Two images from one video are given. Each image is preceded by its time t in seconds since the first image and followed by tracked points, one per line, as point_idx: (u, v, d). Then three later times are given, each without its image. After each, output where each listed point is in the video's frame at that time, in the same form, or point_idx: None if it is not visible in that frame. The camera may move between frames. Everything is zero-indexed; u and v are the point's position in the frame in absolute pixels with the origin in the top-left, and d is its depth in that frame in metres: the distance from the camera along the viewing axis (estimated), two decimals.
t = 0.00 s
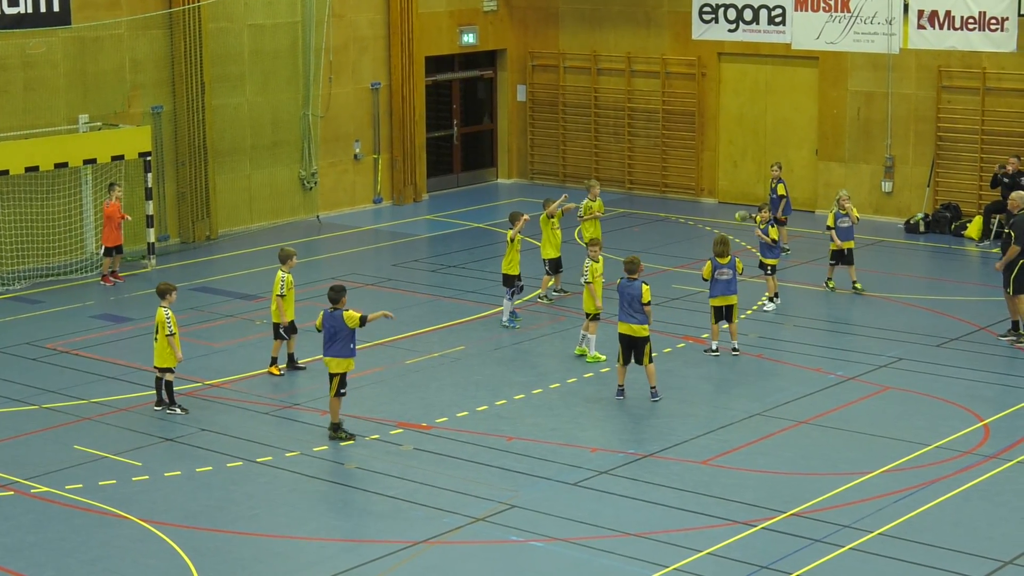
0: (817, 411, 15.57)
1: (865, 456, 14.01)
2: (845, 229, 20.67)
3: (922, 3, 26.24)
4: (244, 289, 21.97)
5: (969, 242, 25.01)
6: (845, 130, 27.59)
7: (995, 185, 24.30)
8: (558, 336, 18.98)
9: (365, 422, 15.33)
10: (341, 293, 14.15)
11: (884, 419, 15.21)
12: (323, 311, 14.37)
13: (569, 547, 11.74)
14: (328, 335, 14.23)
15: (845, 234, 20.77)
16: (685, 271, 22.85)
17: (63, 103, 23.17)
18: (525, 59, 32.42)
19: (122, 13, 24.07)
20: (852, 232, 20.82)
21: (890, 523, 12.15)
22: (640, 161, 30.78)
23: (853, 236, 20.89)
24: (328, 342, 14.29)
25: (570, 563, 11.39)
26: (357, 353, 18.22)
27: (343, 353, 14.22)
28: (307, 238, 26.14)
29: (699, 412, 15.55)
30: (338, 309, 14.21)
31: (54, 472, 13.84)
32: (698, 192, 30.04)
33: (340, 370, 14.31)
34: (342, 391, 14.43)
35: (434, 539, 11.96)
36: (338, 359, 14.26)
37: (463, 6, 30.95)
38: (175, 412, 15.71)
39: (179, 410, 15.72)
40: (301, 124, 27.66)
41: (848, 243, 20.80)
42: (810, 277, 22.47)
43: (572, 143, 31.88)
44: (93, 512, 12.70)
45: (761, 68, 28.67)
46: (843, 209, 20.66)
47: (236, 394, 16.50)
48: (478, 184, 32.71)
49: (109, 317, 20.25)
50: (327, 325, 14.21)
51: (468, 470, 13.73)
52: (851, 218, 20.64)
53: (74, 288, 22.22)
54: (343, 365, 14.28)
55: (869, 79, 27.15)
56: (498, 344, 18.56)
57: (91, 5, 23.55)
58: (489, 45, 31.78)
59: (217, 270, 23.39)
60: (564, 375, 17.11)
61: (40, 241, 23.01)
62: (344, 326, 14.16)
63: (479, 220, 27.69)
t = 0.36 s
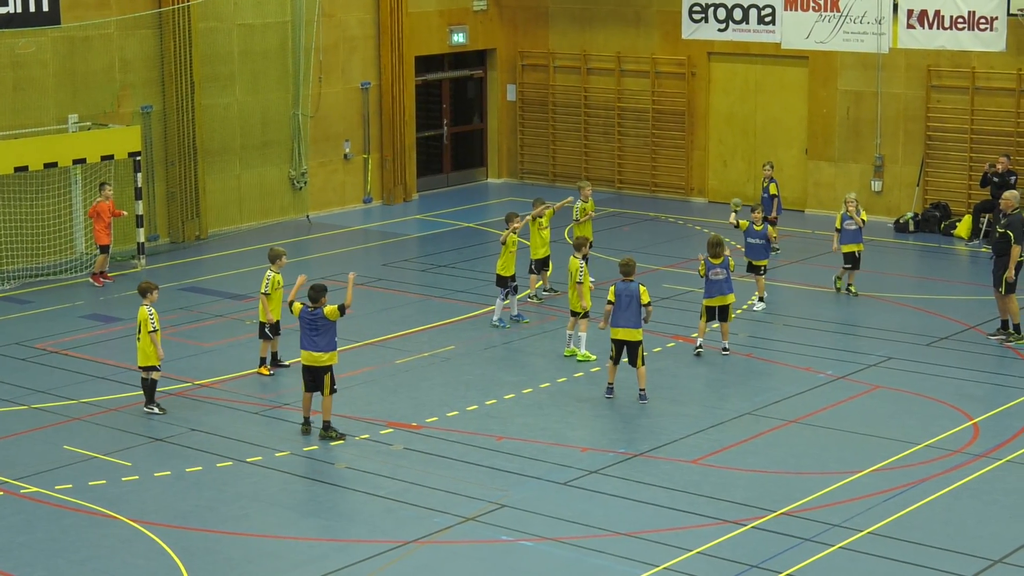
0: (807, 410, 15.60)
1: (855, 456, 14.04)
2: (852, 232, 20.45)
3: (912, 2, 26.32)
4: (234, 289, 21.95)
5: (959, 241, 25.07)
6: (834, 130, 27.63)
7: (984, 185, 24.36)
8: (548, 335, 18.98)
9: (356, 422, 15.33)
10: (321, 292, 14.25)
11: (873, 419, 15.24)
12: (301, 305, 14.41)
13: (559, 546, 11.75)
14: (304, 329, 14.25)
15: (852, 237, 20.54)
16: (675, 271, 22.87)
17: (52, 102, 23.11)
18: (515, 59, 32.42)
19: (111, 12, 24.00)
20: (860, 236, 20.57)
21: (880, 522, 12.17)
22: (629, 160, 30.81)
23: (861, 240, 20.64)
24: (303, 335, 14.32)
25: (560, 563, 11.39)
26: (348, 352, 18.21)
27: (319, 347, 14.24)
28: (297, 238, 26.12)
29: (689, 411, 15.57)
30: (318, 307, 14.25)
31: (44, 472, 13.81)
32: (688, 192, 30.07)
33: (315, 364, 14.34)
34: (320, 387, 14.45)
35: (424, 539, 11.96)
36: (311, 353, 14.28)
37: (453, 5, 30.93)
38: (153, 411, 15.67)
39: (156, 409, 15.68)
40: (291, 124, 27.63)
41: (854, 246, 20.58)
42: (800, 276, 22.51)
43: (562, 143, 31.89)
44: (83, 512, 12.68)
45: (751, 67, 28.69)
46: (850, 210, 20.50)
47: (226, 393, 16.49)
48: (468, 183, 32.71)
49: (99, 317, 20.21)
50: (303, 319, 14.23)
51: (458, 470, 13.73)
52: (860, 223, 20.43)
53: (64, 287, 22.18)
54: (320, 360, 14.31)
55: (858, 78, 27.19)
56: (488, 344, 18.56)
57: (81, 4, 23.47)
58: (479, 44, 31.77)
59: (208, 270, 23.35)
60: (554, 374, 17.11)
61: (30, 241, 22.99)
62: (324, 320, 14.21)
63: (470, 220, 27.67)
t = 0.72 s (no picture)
0: (803, 409, 15.61)
1: (851, 455, 14.06)
2: (858, 236, 20.24)
3: (908, 2, 26.32)
4: (229, 288, 21.94)
5: (954, 241, 25.10)
6: (830, 130, 27.64)
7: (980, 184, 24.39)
8: (544, 335, 18.98)
9: (351, 421, 15.32)
10: (316, 291, 14.28)
11: (869, 418, 15.25)
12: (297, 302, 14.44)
13: (555, 545, 11.76)
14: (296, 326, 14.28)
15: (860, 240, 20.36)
16: (671, 270, 22.87)
17: (48, 102, 23.09)
18: (511, 58, 32.42)
19: (107, 11, 23.98)
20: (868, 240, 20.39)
21: (876, 521, 12.19)
22: (625, 159, 30.82)
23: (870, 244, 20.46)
24: (297, 334, 14.33)
25: (556, 563, 11.39)
26: (344, 352, 18.21)
27: (310, 346, 14.25)
28: (293, 237, 26.11)
29: (685, 410, 15.58)
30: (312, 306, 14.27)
31: (40, 471, 13.80)
32: (684, 191, 30.07)
33: (306, 361, 14.36)
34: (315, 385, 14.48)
35: (420, 538, 11.97)
36: (302, 351, 14.29)
37: (448, 4, 30.92)
38: (134, 410, 15.68)
39: (140, 407, 15.69)
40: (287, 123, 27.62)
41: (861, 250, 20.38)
42: (796, 275, 22.53)
43: (558, 142, 31.88)
44: (79, 511, 12.67)
45: (747, 67, 28.71)
46: (857, 214, 20.39)
47: (221, 393, 16.48)
48: (464, 182, 32.69)
49: (95, 316, 20.19)
50: (296, 317, 14.25)
51: (454, 469, 13.74)
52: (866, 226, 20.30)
53: (60, 287, 22.14)
54: (311, 359, 14.32)
55: (855, 77, 27.20)
56: (484, 343, 18.56)
57: (76, 4, 23.44)
58: (475, 43, 31.75)
59: (204, 269, 23.34)
60: (550, 374, 17.11)
61: (26, 240, 22.96)
62: (316, 320, 14.20)
63: (466, 219, 27.65)
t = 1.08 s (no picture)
0: (800, 409, 15.62)
1: (847, 455, 14.07)
2: (862, 240, 20.20)
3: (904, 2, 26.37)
4: (226, 289, 21.93)
5: (951, 241, 25.11)
6: (826, 130, 27.65)
7: (976, 184, 24.41)
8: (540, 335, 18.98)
9: (347, 421, 15.32)
10: (320, 290, 14.29)
11: (866, 418, 15.26)
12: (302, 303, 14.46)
13: (551, 546, 11.76)
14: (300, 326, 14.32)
15: (866, 244, 20.32)
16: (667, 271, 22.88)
17: (44, 103, 23.08)
18: (508, 58, 32.43)
19: (103, 12, 23.97)
20: (874, 243, 20.34)
21: (872, 522, 12.19)
22: (621, 160, 30.82)
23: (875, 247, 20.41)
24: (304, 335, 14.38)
25: (553, 563, 11.39)
26: (340, 352, 18.21)
27: (313, 346, 14.26)
28: (290, 238, 26.13)
29: (681, 411, 15.59)
30: (315, 306, 14.31)
31: (37, 472, 13.78)
32: (681, 191, 30.08)
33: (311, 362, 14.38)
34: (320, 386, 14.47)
35: (417, 538, 11.96)
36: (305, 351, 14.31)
37: (445, 5, 30.91)
38: (131, 412, 15.64)
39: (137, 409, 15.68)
40: (283, 124, 27.61)
41: (867, 254, 20.32)
42: (792, 276, 22.54)
43: (555, 142, 31.89)
44: (75, 512, 12.66)
45: (743, 67, 28.72)
46: (864, 219, 20.17)
47: (218, 393, 16.48)
48: (460, 183, 32.68)
49: (91, 317, 20.17)
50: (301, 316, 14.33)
51: (451, 469, 13.74)
52: (872, 230, 20.18)
53: (56, 287, 22.13)
54: (314, 360, 14.32)
55: (851, 77, 27.21)
56: (481, 344, 18.56)
57: (73, 4, 23.43)
58: (472, 44, 31.74)
59: (200, 270, 23.34)
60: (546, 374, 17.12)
61: (23, 241, 22.95)
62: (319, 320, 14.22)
63: (463, 220, 27.67)
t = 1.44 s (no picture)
0: (800, 411, 15.61)
1: (848, 457, 14.06)
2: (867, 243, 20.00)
3: (904, 4, 26.38)
4: (226, 291, 21.92)
5: (951, 243, 25.11)
6: (826, 132, 27.66)
7: (977, 186, 24.42)
8: (541, 337, 18.98)
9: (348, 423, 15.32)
10: (309, 291, 14.34)
11: (866, 420, 15.26)
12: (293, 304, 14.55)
13: (551, 548, 11.75)
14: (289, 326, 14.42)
15: (871, 247, 20.08)
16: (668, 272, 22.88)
17: (44, 104, 23.09)
18: (508, 60, 32.44)
19: (103, 13, 23.98)
20: (880, 246, 20.11)
21: (873, 523, 12.19)
22: (621, 162, 30.82)
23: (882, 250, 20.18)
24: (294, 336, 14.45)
25: (553, 565, 11.39)
26: (340, 354, 18.20)
27: (299, 346, 14.32)
28: (290, 239, 26.13)
29: (681, 412, 15.58)
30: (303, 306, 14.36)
31: (37, 474, 13.78)
32: (681, 193, 30.08)
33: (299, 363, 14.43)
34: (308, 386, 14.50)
35: (417, 540, 11.96)
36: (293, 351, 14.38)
37: (445, 7, 30.92)
38: (129, 414, 15.66)
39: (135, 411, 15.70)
40: (283, 126, 27.60)
41: (873, 257, 20.07)
42: (792, 278, 22.52)
43: (555, 144, 31.89)
44: (75, 514, 12.65)
45: (743, 69, 28.72)
46: (870, 220, 19.90)
47: (218, 395, 16.47)
48: (460, 185, 32.69)
49: (91, 319, 20.17)
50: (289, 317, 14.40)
51: (450, 471, 13.73)
52: (876, 233, 19.96)
53: (56, 289, 22.12)
54: (299, 360, 14.38)
55: (851, 79, 27.21)
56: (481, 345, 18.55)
57: (72, 5, 23.45)
58: (471, 46, 31.74)
59: (201, 271, 23.33)
60: (546, 376, 17.11)
61: (23, 242, 22.96)
62: (305, 321, 14.27)
63: (463, 221, 27.69)
